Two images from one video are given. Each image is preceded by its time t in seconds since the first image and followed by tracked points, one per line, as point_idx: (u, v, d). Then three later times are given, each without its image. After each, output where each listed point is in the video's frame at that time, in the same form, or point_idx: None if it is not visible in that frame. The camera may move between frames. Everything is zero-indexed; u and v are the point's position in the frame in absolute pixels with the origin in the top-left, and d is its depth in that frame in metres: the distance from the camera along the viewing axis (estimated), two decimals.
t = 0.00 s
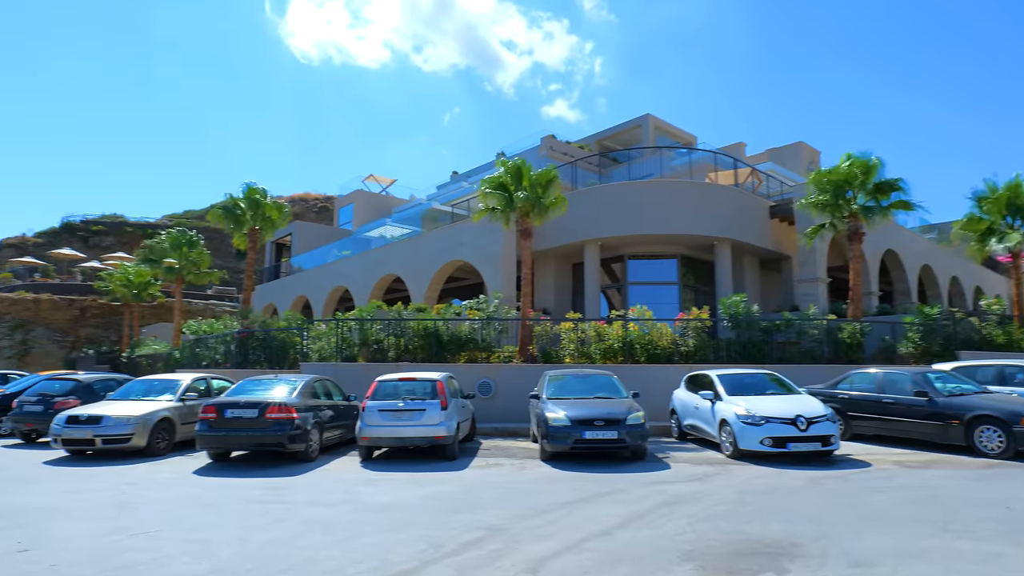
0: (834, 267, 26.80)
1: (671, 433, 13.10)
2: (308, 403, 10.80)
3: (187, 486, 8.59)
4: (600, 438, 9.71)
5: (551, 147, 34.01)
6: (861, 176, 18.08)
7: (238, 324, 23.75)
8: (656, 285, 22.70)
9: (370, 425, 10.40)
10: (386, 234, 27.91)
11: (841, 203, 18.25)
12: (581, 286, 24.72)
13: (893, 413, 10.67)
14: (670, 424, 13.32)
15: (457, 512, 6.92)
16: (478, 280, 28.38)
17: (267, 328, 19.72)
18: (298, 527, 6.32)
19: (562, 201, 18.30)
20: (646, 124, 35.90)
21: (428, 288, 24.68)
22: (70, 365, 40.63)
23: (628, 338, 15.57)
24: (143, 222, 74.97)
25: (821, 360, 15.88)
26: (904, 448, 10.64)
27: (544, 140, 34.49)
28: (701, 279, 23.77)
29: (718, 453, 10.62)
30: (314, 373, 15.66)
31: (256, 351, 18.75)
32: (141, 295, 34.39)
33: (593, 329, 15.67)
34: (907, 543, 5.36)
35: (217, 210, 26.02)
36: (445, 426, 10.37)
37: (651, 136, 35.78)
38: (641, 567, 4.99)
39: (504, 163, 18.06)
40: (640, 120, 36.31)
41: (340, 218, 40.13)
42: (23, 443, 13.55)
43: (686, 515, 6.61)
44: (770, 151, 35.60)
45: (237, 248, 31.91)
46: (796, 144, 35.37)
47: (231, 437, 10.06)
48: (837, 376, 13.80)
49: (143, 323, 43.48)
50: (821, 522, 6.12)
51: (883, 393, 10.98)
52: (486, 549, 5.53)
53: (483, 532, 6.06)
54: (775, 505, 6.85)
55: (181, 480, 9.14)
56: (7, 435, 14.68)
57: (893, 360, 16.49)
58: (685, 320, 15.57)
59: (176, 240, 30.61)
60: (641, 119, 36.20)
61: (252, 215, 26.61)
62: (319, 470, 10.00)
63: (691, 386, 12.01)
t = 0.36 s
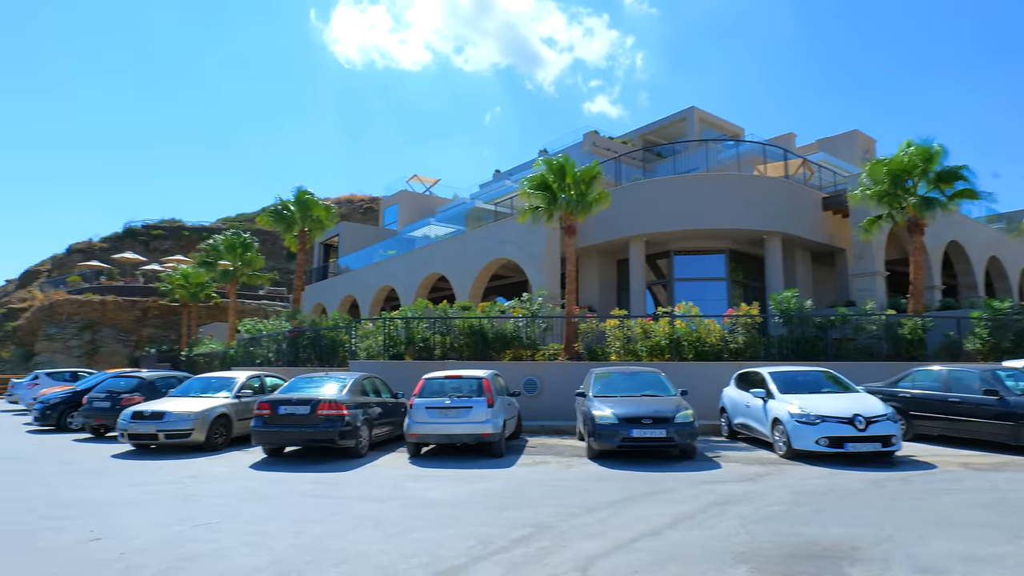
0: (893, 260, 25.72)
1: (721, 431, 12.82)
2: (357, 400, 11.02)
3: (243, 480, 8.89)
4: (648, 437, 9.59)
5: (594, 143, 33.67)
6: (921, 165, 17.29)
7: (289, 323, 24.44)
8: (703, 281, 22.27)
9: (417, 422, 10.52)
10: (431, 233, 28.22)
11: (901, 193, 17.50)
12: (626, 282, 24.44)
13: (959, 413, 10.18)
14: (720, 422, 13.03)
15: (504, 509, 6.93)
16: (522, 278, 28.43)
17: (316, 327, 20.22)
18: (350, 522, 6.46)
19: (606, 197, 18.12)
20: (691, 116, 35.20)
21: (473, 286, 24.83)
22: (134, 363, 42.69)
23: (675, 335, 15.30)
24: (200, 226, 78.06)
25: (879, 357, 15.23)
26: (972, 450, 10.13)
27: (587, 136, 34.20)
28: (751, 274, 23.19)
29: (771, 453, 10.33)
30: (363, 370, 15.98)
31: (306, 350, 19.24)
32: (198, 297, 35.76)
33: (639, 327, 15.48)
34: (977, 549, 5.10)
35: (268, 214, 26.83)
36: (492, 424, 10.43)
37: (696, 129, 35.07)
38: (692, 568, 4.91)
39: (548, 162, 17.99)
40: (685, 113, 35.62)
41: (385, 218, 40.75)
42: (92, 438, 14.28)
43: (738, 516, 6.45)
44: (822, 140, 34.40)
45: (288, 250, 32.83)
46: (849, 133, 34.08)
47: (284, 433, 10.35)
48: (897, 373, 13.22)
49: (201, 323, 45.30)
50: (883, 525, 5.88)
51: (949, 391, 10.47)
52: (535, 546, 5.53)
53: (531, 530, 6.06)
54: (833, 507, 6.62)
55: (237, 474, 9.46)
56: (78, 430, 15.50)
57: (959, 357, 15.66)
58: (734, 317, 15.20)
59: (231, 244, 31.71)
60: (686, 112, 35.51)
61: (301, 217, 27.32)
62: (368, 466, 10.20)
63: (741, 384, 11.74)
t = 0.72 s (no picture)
0: (960, 252, 24.43)
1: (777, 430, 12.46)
2: (407, 397, 11.20)
3: (300, 474, 9.16)
4: (701, 435, 9.41)
5: (640, 137, 33.21)
6: (992, 150, 16.37)
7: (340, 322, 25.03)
8: (756, 276, 21.69)
9: (467, 419, 10.62)
10: (477, 232, 28.41)
11: (970, 181, 16.61)
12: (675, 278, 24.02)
13: None
14: (775, 422, 12.67)
15: (555, 507, 6.92)
16: (568, 275, 28.31)
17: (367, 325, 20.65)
18: (403, 516, 6.57)
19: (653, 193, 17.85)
20: (740, 107, 34.32)
21: (519, 284, 24.88)
22: (195, 361, 44.61)
23: (727, 331, 14.95)
24: (255, 229, 80.86)
25: (948, 355, 14.27)
26: None
27: (633, 130, 33.76)
28: (806, 269, 22.43)
29: (830, 454, 9.98)
30: (412, 368, 16.23)
31: (358, 347, 19.67)
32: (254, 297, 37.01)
33: (689, 323, 15.21)
34: None
35: (319, 215, 27.53)
36: (540, 421, 10.43)
37: (746, 120, 34.17)
38: (751, 569, 4.78)
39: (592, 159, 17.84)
40: (734, 104, 34.76)
41: (431, 218, 41.25)
42: (159, 432, 14.97)
43: (797, 517, 6.26)
44: (881, 127, 32.99)
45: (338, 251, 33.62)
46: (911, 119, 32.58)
47: (338, 428, 10.61)
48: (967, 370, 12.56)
49: (257, 322, 46.94)
50: (954, 530, 5.60)
51: None
52: (586, 544, 5.49)
53: (582, 528, 6.03)
54: (899, 510, 6.35)
55: (295, 468, 9.75)
56: (146, 424, 16.28)
57: None
58: (789, 312, 14.74)
59: (284, 245, 32.69)
60: (735, 102, 34.65)
61: (351, 218, 27.88)
62: (419, 462, 10.35)
63: (797, 381, 11.38)
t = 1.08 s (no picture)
0: None
1: (837, 430, 12.01)
2: (457, 394, 11.31)
3: (354, 470, 9.36)
4: (756, 434, 9.15)
5: (689, 130, 32.54)
6: None
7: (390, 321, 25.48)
8: (812, 270, 20.96)
9: (516, 416, 10.63)
10: (524, 229, 28.44)
11: None
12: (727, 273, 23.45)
13: None
14: (835, 421, 12.22)
15: (606, 505, 6.86)
16: (616, 271, 28.02)
17: (416, 324, 20.95)
18: (455, 512, 6.63)
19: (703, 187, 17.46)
20: (794, 96, 33.25)
21: (566, 281, 24.78)
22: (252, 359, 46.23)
23: (783, 328, 14.52)
24: (308, 230, 83.15)
25: None
26: None
27: (681, 123, 33.13)
28: (866, 262, 21.53)
29: (895, 455, 9.55)
30: (462, 366, 16.38)
31: (408, 346, 19.98)
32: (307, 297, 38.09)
33: (742, 319, 14.87)
34: None
35: (368, 215, 28.08)
36: (590, 419, 10.35)
37: (800, 109, 33.06)
38: (812, 573, 4.62)
39: (640, 154, 17.65)
40: (787, 93, 33.68)
41: (478, 216, 41.52)
42: (221, 427, 15.57)
43: (861, 520, 6.01)
44: (946, 112, 31.39)
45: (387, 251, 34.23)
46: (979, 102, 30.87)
47: (390, 425, 10.79)
48: None
49: (310, 322, 48.27)
50: None
51: None
52: (639, 544, 5.42)
53: (635, 527, 5.95)
54: (972, 515, 6.01)
55: (349, 464, 9.98)
56: (208, 420, 16.97)
57: None
58: (849, 307, 14.20)
59: (336, 246, 33.50)
60: (788, 91, 33.57)
61: (399, 218, 28.35)
62: (470, 458, 10.44)
63: (859, 379, 10.94)
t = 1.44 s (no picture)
0: None
1: (906, 432, 11.45)
2: (508, 392, 11.33)
3: (408, 466, 9.50)
4: (818, 435, 8.82)
5: (741, 122, 31.64)
6: None
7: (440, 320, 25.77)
8: (876, 264, 20.05)
9: (567, 415, 10.56)
10: (573, 227, 28.28)
11: None
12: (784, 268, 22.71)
13: None
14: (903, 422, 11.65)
15: (662, 506, 6.73)
16: (667, 268, 27.52)
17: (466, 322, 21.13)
18: (509, 510, 6.63)
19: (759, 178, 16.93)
20: (853, 83, 31.92)
21: (616, 278, 24.49)
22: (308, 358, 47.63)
23: (845, 325, 13.95)
24: (359, 232, 85.03)
25: None
26: None
27: (733, 115, 32.28)
28: (935, 254, 20.46)
29: (970, 458, 9.03)
30: (512, 364, 16.41)
31: (458, 344, 20.16)
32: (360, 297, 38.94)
33: (801, 316, 14.36)
34: None
35: (418, 216, 28.48)
36: (643, 418, 10.19)
37: (860, 96, 31.71)
38: None
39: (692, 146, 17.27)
40: (846, 80, 32.36)
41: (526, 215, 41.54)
42: (280, 423, 16.08)
43: (935, 527, 5.70)
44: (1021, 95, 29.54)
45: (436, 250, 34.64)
46: None
47: (442, 422, 10.90)
48: None
49: (363, 322, 49.37)
50: None
51: None
52: (697, 546, 5.29)
53: (692, 528, 5.81)
54: None
55: (403, 460, 10.14)
56: (268, 416, 17.56)
57: None
58: (917, 303, 13.51)
59: (387, 246, 34.12)
60: (847, 78, 32.25)
61: (449, 218, 28.64)
62: (521, 456, 10.45)
63: (929, 378, 10.40)
